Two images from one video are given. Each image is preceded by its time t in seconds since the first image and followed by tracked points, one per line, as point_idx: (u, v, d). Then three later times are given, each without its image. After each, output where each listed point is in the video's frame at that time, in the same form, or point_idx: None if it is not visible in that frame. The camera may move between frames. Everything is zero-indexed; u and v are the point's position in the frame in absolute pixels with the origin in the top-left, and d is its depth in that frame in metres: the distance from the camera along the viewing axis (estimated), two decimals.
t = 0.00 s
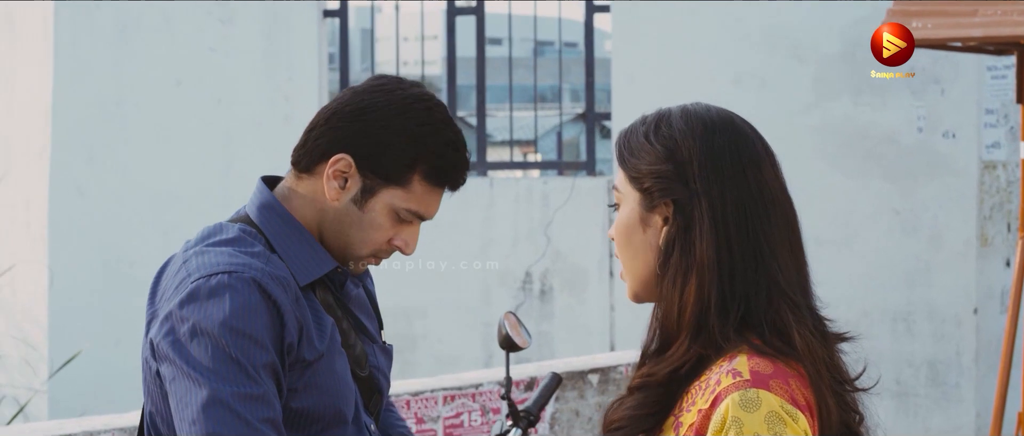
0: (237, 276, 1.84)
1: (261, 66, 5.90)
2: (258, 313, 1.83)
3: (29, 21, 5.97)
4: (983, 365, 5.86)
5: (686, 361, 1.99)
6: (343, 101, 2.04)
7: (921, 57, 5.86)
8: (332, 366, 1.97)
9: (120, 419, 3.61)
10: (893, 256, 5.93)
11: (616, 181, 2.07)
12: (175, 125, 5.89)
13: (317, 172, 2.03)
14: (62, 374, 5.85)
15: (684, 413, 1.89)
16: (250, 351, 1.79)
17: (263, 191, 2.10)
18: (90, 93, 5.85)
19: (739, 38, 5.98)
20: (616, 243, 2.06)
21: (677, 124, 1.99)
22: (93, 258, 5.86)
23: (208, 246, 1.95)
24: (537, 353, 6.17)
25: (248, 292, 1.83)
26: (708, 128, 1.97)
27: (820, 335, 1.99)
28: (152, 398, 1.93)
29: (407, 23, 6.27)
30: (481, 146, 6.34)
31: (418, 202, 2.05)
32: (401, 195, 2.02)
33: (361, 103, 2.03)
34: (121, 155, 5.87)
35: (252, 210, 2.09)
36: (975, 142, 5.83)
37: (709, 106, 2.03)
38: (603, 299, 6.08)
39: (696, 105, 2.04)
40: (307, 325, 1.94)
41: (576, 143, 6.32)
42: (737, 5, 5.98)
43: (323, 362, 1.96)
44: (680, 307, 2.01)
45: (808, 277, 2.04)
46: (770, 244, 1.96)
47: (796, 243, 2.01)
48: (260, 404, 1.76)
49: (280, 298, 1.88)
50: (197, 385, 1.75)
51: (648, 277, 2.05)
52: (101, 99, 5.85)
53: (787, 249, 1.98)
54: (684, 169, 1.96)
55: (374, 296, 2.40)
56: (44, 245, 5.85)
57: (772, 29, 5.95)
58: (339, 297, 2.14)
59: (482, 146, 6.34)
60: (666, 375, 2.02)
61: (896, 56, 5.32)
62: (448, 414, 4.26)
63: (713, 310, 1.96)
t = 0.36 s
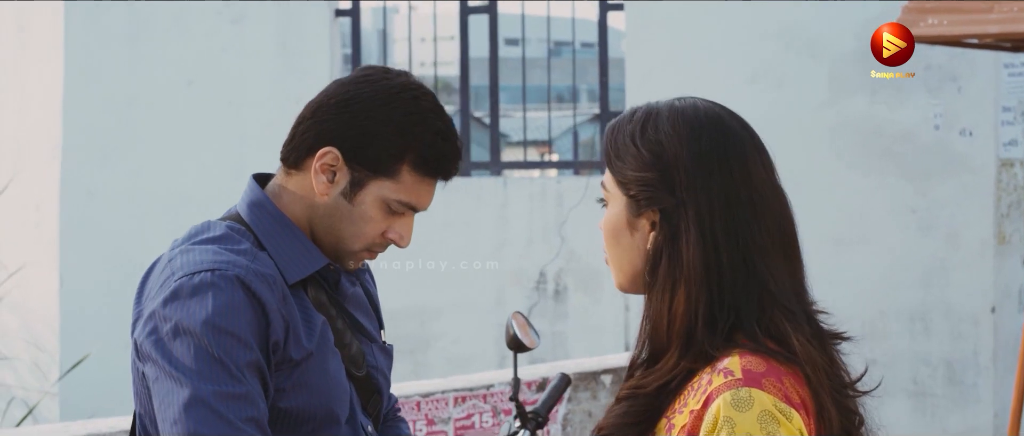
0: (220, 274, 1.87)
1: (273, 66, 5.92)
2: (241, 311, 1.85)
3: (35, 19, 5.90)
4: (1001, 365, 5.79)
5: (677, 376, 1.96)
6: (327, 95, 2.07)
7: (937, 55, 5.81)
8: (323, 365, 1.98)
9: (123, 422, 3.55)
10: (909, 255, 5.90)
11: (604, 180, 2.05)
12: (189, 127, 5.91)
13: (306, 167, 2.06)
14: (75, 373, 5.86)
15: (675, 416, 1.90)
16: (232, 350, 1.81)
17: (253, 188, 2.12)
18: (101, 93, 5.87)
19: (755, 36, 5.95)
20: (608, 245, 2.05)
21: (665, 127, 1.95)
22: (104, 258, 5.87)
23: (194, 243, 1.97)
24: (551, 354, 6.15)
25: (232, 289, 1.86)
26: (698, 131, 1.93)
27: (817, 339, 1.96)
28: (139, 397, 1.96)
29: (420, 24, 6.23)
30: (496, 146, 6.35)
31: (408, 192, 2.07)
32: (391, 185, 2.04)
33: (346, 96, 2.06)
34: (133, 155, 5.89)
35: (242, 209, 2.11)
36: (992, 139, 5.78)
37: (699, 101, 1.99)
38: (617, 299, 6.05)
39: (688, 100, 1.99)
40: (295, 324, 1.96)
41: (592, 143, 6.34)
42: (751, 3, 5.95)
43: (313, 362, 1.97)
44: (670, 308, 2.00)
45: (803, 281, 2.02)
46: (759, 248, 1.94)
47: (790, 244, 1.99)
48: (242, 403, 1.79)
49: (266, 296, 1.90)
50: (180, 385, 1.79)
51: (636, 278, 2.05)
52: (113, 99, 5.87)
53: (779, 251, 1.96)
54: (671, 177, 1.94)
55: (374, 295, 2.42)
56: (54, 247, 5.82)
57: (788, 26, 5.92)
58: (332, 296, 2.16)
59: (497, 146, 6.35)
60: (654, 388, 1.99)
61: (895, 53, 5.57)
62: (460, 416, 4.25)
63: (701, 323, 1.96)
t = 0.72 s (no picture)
0: (216, 264, 1.90)
1: (284, 59, 5.91)
2: (236, 301, 1.88)
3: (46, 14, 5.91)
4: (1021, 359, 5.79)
5: (669, 379, 1.94)
6: (325, 85, 2.07)
7: (957, 46, 5.73)
8: (319, 361, 2.01)
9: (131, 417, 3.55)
10: (926, 249, 5.85)
11: (587, 174, 2.03)
12: (204, 122, 5.91)
13: (303, 160, 2.07)
14: (89, 366, 5.90)
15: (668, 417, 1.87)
16: (227, 341, 1.84)
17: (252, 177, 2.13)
18: (115, 87, 5.86)
19: (770, 27, 5.90)
20: (593, 242, 2.03)
21: (647, 120, 1.92)
22: (117, 253, 5.90)
23: (189, 233, 2.00)
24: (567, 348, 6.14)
25: (227, 279, 1.89)
26: (681, 122, 1.91)
27: (813, 335, 1.95)
28: (129, 390, 1.97)
29: (435, 19, 6.23)
30: (512, 138, 6.33)
31: (405, 189, 2.07)
32: (387, 181, 2.06)
33: (344, 87, 2.07)
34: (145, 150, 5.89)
35: (237, 198, 2.13)
36: (1013, 132, 5.72)
37: (682, 92, 1.96)
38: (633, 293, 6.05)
39: (669, 90, 1.98)
40: (293, 319, 1.99)
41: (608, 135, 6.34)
42: None
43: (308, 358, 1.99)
44: (662, 306, 1.98)
45: (797, 274, 1.99)
46: (751, 244, 1.91)
47: (782, 239, 1.96)
48: (237, 396, 1.80)
49: (261, 286, 1.93)
50: (173, 375, 1.80)
51: (623, 273, 2.03)
52: (125, 94, 5.87)
53: (772, 247, 1.94)
54: (655, 174, 1.92)
55: (377, 292, 2.43)
56: (66, 241, 5.89)
57: (805, 18, 5.86)
58: (329, 292, 2.17)
59: (513, 138, 6.33)
60: (645, 393, 1.98)
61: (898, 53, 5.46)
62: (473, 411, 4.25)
63: (693, 326, 1.93)
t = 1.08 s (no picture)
0: (208, 267, 1.90)
1: (279, 58, 5.87)
2: (229, 305, 1.88)
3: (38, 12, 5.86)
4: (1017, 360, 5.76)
5: (664, 383, 1.89)
6: (312, 76, 2.08)
7: (954, 45, 5.71)
8: (315, 366, 2.01)
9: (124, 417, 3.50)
10: (924, 250, 5.82)
11: (580, 173, 1.97)
12: (198, 120, 5.87)
13: (296, 153, 2.08)
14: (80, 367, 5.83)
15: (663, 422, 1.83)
16: (218, 346, 1.84)
17: (251, 176, 2.14)
18: (107, 84, 5.80)
19: (764, 23, 5.86)
20: (586, 243, 1.97)
21: (644, 117, 1.86)
22: (110, 252, 5.84)
23: (182, 234, 1.99)
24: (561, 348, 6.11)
25: (220, 282, 1.89)
26: (679, 119, 1.85)
27: (812, 337, 1.90)
28: (118, 394, 1.97)
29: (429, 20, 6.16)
30: (505, 138, 6.29)
31: (403, 171, 2.06)
32: (384, 165, 2.05)
33: (329, 72, 2.08)
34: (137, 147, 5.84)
35: (236, 198, 2.14)
36: (1009, 132, 5.70)
37: (678, 87, 1.90)
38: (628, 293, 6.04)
39: (665, 85, 1.91)
40: (288, 322, 1.99)
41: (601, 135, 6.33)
42: None
43: (303, 362, 1.99)
44: (659, 307, 1.93)
45: (795, 272, 1.92)
46: (749, 244, 1.86)
47: (781, 239, 1.90)
48: (227, 403, 1.81)
49: (254, 289, 1.93)
50: (163, 381, 1.81)
51: (617, 273, 1.97)
52: (119, 91, 5.81)
53: (771, 247, 1.88)
54: (651, 173, 1.86)
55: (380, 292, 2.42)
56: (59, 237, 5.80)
57: (802, 16, 5.82)
58: (329, 293, 2.17)
59: (506, 138, 6.29)
60: (640, 396, 1.92)
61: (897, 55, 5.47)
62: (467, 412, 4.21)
63: (690, 327, 1.88)
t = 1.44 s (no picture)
0: (202, 275, 1.79)
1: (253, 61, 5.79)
2: (225, 315, 1.78)
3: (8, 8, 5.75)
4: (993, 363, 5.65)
5: (672, 393, 1.81)
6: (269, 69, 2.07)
7: (929, 45, 5.69)
8: (314, 377, 1.90)
9: (97, 420, 3.37)
10: (901, 252, 5.79)
11: (582, 177, 1.90)
12: (168, 117, 5.73)
13: (272, 148, 2.06)
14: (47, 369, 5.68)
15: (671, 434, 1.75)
16: (213, 359, 1.75)
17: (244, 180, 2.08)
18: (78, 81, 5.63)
19: (742, 26, 5.86)
20: (587, 251, 1.91)
21: (650, 119, 1.79)
22: (79, 252, 5.68)
23: (179, 237, 1.90)
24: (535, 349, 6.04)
25: (215, 291, 1.79)
26: (686, 121, 1.78)
27: (822, 345, 1.83)
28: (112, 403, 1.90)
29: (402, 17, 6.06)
30: (478, 136, 6.16)
31: (376, 124, 2.01)
32: (355, 125, 2.00)
33: (277, 60, 2.06)
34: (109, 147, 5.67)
35: (234, 202, 2.06)
36: (986, 133, 5.63)
37: (684, 87, 1.83)
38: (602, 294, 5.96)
39: (671, 86, 1.84)
40: (286, 330, 1.88)
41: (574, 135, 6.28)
42: None
43: (301, 374, 1.89)
44: (667, 315, 1.85)
45: (804, 277, 1.85)
46: (758, 247, 1.79)
47: (790, 243, 1.83)
48: (222, 419, 1.74)
49: (251, 298, 1.83)
50: (156, 394, 1.74)
51: (622, 280, 1.90)
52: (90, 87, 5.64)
53: (780, 252, 1.81)
54: (659, 176, 1.79)
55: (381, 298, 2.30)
56: (29, 237, 5.63)
57: (780, 16, 5.81)
58: (331, 299, 2.06)
59: (479, 136, 6.16)
60: (648, 406, 1.85)
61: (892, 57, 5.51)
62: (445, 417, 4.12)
63: (699, 335, 1.81)
